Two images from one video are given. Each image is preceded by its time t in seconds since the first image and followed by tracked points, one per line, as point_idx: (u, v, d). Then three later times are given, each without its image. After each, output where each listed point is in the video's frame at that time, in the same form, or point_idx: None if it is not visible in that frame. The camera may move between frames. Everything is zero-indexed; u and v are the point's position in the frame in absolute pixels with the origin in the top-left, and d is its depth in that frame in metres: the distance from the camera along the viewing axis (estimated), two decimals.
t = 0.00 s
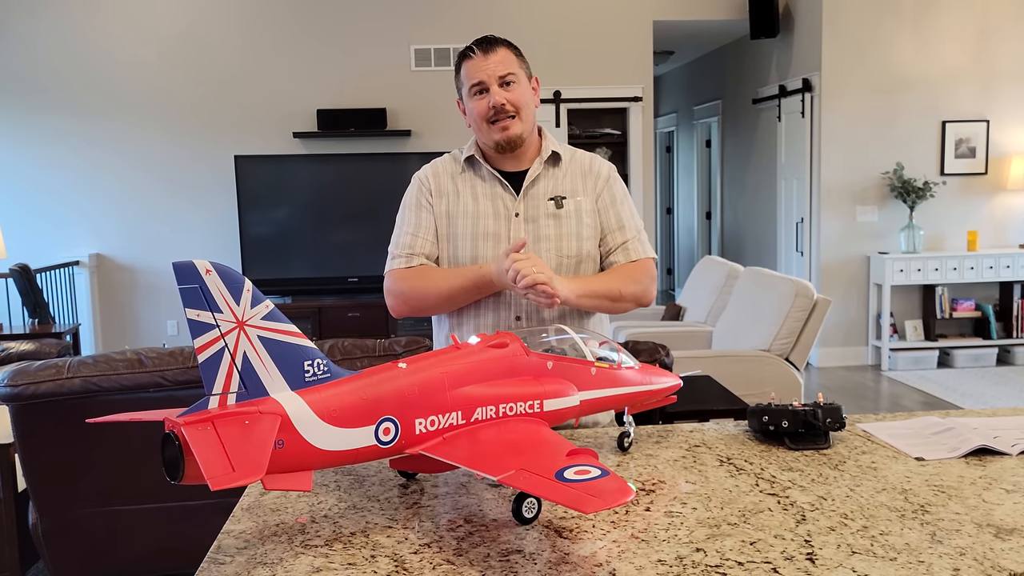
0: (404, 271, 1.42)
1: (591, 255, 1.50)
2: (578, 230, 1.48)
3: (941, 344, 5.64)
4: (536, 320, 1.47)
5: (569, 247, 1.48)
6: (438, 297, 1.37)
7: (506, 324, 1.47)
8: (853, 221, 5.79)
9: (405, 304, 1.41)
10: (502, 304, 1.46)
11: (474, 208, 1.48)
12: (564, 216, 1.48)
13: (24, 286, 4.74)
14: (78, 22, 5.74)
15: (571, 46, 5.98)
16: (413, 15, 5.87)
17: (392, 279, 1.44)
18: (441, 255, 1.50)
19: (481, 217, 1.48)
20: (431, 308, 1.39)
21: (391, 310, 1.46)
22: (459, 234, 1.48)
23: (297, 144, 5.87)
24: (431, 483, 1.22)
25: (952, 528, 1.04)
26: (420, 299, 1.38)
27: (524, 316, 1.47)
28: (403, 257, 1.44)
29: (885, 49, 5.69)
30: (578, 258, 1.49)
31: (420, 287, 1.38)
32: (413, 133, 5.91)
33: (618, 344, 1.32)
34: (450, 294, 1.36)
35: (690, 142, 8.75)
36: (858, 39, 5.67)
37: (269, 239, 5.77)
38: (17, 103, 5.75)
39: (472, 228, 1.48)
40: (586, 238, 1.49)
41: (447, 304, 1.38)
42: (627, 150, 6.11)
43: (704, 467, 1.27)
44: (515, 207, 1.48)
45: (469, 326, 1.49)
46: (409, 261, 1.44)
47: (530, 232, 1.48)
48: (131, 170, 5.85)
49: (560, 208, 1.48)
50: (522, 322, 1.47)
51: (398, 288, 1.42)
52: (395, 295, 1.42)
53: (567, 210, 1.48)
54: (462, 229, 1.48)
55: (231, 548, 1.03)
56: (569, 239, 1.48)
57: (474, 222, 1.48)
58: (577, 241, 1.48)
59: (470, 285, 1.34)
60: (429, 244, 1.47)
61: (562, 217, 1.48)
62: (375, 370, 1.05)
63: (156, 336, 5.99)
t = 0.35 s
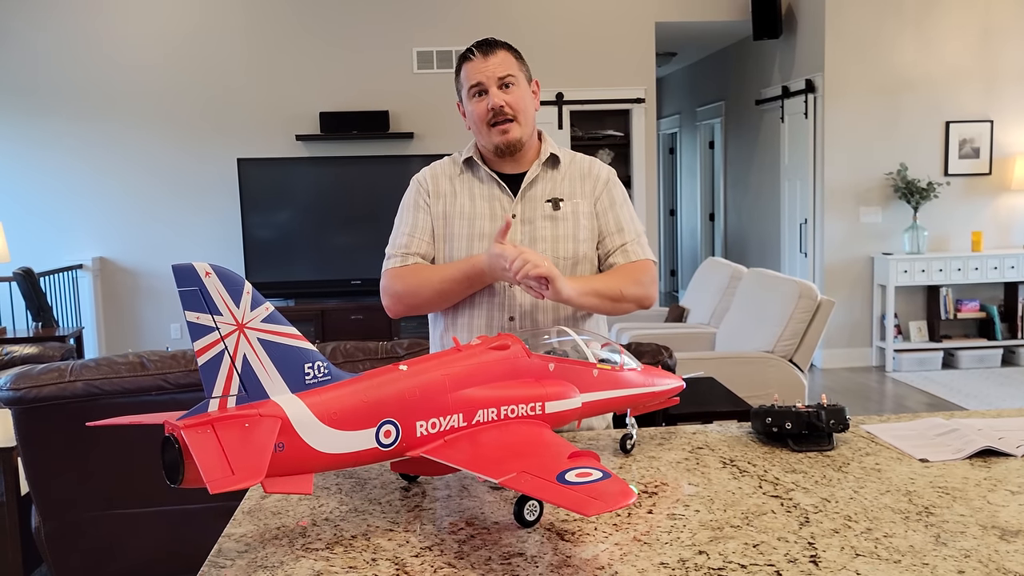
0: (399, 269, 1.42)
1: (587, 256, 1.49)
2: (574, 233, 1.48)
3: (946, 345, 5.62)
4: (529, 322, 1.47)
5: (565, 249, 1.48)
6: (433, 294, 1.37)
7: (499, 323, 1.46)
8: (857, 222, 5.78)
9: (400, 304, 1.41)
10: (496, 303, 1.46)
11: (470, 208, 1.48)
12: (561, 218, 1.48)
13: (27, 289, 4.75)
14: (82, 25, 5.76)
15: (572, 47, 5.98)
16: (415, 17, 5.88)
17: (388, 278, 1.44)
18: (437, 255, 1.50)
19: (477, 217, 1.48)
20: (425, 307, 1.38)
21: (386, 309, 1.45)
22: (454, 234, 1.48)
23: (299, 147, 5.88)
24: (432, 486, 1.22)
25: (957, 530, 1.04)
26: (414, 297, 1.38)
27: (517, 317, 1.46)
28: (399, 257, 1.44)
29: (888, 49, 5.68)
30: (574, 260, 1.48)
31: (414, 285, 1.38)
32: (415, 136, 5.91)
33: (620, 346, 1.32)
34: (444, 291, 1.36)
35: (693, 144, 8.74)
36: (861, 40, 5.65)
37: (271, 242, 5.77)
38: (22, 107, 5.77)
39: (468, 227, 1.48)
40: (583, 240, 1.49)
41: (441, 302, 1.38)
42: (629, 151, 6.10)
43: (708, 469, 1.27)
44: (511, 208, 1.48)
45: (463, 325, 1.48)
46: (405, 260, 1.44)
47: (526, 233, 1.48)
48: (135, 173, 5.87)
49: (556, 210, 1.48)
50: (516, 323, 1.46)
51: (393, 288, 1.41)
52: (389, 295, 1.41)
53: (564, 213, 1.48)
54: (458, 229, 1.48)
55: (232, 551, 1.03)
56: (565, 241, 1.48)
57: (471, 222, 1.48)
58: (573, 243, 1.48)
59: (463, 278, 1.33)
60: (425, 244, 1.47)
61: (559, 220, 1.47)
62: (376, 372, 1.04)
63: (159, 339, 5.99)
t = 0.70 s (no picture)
0: (387, 273, 1.42)
1: (575, 256, 1.48)
2: (562, 234, 1.47)
3: (946, 344, 5.61)
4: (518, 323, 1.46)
5: (552, 250, 1.47)
6: (420, 298, 1.36)
7: (488, 325, 1.46)
8: (856, 222, 5.77)
9: (388, 307, 1.41)
10: (484, 305, 1.45)
11: (458, 209, 1.47)
12: (549, 219, 1.47)
13: (26, 294, 4.75)
14: (81, 30, 5.76)
15: (570, 48, 5.97)
16: (413, 20, 5.88)
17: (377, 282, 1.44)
18: (426, 258, 1.49)
19: (465, 219, 1.47)
20: (413, 310, 1.38)
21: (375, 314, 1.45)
22: (440, 237, 1.47)
23: (298, 151, 5.88)
24: (427, 490, 1.21)
25: (954, 531, 1.03)
26: (402, 300, 1.37)
27: (504, 318, 1.46)
28: (387, 260, 1.44)
29: (887, 48, 5.67)
30: (563, 261, 1.47)
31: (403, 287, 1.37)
32: (414, 138, 5.91)
33: (616, 348, 1.31)
34: (431, 294, 1.34)
35: (692, 144, 8.74)
36: (859, 39, 5.65)
37: (270, 245, 5.77)
38: (20, 112, 5.78)
39: (456, 229, 1.47)
40: (571, 242, 1.48)
41: (428, 306, 1.37)
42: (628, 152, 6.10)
43: (705, 471, 1.26)
44: (500, 210, 1.48)
45: (451, 328, 1.47)
46: (394, 263, 1.44)
47: (514, 234, 1.48)
48: (133, 177, 5.87)
49: (545, 212, 1.47)
50: (505, 324, 1.46)
51: (382, 291, 1.41)
52: (378, 299, 1.41)
53: (552, 214, 1.47)
54: (446, 231, 1.47)
55: (226, 557, 1.02)
56: (553, 242, 1.47)
57: (458, 224, 1.47)
58: (560, 244, 1.47)
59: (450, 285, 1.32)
60: (413, 247, 1.46)
61: (547, 220, 1.47)
62: (370, 377, 1.04)
63: (159, 343, 5.99)
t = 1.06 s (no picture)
0: (380, 289, 1.39)
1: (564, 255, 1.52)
2: (552, 234, 1.50)
3: (942, 343, 5.63)
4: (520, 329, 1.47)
5: (544, 252, 1.50)
6: (417, 311, 1.34)
7: (489, 334, 1.46)
8: (852, 221, 5.78)
9: (381, 322, 1.38)
10: (484, 315, 1.45)
11: (447, 217, 1.47)
12: (538, 220, 1.49)
13: (19, 298, 4.73)
14: (74, 33, 5.74)
15: (565, 49, 5.97)
16: (408, 21, 5.88)
17: (366, 297, 1.41)
18: (414, 269, 1.47)
19: (456, 226, 1.47)
20: (408, 325, 1.36)
21: (365, 330, 1.42)
22: (431, 246, 1.46)
23: (293, 153, 5.87)
24: (423, 492, 1.21)
25: (952, 531, 1.02)
26: (398, 315, 1.35)
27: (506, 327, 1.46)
28: (377, 275, 1.40)
29: (881, 48, 5.68)
30: (555, 261, 1.51)
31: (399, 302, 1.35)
32: (409, 140, 5.90)
33: (612, 348, 1.31)
34: (431, 309, 1.33)
35: (687, 145, 8.74)
36: (853, 39, 5.66)
37: (265, 248, 5.76)
38: (13, 115, 5.76)
39: (449, 239, 1.47)
40: (560, 241, 1.51)
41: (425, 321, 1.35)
42: (623, 153, 6.10)
43: (702, 471, 1.25)
44: (487, 216, 1.47)
45: (451, 336, 1.46)
46: (385, 278, 1.40)
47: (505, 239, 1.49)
48: (128, 181, 5.85)
49: (532, 213, 1.49)
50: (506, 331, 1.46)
51: (374, 308, 1.38)
52: (371, 315, 1.38)
53: (540, 215, 1.50)
54: (437, 240, 1.46)
55: (219, 561, 1.01)
56: (544, 244, 1.50)
57: (450, 233, 1.47)
58: (550, 245, 1.50)
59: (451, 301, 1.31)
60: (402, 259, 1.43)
61: (536, 222, 1.49)
62: (364, 378, 1.03)
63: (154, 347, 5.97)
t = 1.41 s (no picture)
0: (392, 305, 1.37)
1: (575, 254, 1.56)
2: (565, 236, 1.53)
3: (936, 342, 5.64)
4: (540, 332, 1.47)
5: (560, 254, 1.52)
6: (432, 325, 1.33)
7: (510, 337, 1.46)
8: (845, 221, 5.79)
9: (394, 338, 1.37)
10: (505, 319, 1.45)
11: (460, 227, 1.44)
12: (552, 223, 1.51)
13: (12, 303, 4.71)
14: (66, 37, 5.73)
15: (558, 51, 5.97)
16: (400, 24, 5.87)
17: (376, 313, 1.39)
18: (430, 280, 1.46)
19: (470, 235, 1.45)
20: (422, 339, 1.34)
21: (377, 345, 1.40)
22: (443, 257, 1.45)
23: (286, 156, 5.86)
24: (416, 496, 1.20)
25: (946, 531, 1.02)
26: (412, 329, 1.34)
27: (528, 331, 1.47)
28: (388, 291, 1.38)
29: (873, 48, 5.70)
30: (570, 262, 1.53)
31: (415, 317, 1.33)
32: (402, 143, 5.90)
33: (604, 351, 1.31)
34: (446, 322, 1.32)
35: (681, 145, 8.75)
36: (845, 39, 5.67)
37: (259, 251, 5.74)
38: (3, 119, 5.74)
39: (464, 248, 1.45)
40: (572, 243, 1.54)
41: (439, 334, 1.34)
42: (617, 154, 6.10)
43: (695, 473, 1.25)
44: (502, 222, 1.47)
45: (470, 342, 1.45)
46: (397, 294, 1.38)
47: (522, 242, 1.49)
48: (119, 184, 5.83)
49: (546, 217, 1.51)
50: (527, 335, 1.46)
51: (388, 325, 1.36)
52: (384, 332, 1.37)
53: (553, 218, 1.52)
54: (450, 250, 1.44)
55: (210, 567, 1.01)
56: (559, 246, 1.52)
57: (464, 243, 1.45)
58: (564, 247, 1.53)
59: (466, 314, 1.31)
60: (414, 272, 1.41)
61: (551, 225, 1.51)
62: (355, 383, 1.02)
63: (147, 351, 5.95)
